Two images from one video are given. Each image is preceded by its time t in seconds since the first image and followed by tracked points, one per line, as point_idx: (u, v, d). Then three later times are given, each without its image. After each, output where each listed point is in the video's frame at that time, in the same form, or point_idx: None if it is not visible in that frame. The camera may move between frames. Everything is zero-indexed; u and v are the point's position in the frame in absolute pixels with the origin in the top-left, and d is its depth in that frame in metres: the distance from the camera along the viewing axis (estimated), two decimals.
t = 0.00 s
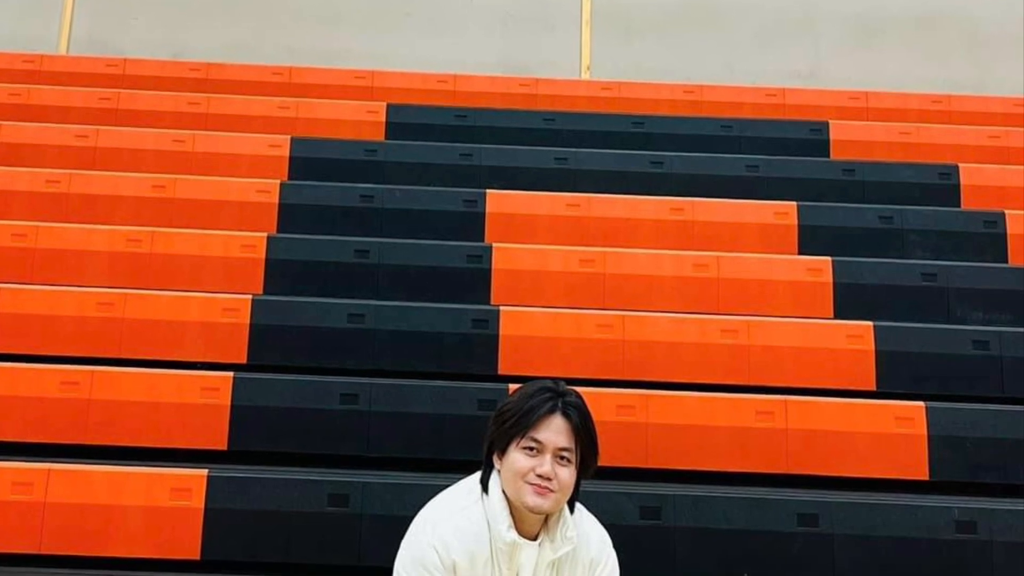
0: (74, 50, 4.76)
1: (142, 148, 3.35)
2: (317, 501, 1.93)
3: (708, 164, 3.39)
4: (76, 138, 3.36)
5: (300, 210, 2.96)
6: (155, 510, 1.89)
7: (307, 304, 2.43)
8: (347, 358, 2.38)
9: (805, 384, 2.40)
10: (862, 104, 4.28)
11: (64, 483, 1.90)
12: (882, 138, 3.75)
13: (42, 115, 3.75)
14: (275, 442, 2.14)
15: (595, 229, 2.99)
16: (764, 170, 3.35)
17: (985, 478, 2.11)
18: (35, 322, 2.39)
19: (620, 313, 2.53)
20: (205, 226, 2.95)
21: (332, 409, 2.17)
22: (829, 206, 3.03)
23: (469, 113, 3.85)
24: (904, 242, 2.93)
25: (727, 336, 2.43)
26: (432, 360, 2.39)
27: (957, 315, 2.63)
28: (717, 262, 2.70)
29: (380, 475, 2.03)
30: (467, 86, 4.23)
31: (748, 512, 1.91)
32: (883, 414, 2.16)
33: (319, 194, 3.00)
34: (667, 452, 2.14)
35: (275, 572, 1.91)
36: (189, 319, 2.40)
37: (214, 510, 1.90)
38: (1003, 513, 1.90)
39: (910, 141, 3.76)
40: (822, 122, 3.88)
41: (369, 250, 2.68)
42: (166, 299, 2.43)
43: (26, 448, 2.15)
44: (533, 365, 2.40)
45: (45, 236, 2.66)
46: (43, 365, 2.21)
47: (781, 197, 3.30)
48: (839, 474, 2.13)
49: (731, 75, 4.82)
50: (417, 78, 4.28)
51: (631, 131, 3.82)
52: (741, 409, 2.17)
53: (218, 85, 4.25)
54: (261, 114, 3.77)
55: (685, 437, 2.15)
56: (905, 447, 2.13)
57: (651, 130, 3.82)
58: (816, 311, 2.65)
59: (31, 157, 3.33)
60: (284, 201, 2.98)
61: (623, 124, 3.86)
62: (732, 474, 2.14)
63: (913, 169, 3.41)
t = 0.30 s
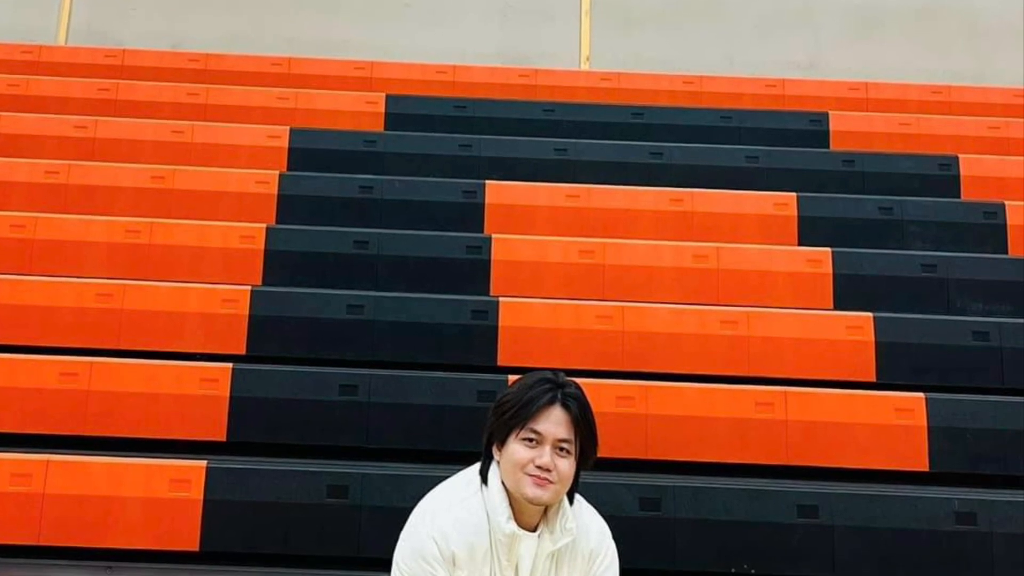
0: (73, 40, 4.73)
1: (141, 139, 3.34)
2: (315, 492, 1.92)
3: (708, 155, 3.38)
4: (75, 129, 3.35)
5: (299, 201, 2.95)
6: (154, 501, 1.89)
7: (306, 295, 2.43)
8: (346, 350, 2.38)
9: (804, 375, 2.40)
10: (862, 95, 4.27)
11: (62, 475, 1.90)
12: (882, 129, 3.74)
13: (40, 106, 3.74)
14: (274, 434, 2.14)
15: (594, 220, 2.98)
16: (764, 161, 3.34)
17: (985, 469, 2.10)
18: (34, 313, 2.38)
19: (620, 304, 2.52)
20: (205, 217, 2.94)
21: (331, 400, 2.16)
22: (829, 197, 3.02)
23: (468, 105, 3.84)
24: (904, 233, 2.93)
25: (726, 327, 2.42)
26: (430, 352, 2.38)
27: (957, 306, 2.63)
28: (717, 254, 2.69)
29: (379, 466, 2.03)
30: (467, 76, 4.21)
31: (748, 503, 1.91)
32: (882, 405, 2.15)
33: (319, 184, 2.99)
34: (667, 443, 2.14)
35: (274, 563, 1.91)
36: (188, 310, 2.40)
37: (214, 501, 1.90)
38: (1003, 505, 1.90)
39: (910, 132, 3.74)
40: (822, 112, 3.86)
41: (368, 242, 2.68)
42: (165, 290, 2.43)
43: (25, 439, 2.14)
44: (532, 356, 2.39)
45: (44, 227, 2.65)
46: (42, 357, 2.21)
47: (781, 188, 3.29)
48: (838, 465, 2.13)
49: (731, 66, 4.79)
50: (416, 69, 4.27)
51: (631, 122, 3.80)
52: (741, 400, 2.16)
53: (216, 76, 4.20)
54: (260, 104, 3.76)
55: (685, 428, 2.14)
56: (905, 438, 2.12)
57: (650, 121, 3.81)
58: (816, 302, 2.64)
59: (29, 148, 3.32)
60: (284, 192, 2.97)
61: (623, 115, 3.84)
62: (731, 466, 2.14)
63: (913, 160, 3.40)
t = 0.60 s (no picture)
0: (72, 31, 4.71)
1: (140, 129, 3.32)
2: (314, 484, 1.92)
3: (708, 146, 3.37)
4: (73, 120, 3.34)
5: (298, 192, 2.94)
6: (153, 492, 1.88)
7: (305, 286, 2.42)
8: (345, 341, 2.37)
9: (803, 366, 2.40)
10: (861, 86, 4.26)
11: (61, 466, 1.90)
12: (882, 120, 3.73)
13: (39, 97, 3.72)
14: (273, 425, 2.14)
15: (593, 211, 2.98)
16: (763, 152, 3.33)
17: (984, 460, 2.10)
18: (33, 304, 2.37)
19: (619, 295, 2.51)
20: (204, 208, 2.93)
21: (330, 391, 2.16)
22: (829, 188, 3.02)
23: (467, 96, 3.82)
24: (904, 224, 2.92)
25: (726, 319, 2.42)
26: (430, 343, 2.38)
27: (957, 297, 2.62)
28: (716, 245, 2.68)
29: (378, 457, 2.03)
30: (466, 67, 4.19)
31: (747, 495, 1.91)
32: (882, 397, 2.15)
33: (317, 175, 2.98)
34: (667, 434, 2.14)
35: (274, 555, 1.91)
36: (187, 301, 2.39)
37: (212, 493, 1.89)
38: (1003, 496, 1.89)
39: (910, 123, 3.73)
40: (822, 103, 3.85)
41: (367, 233, 2.67)
42: (164, 281, 2.42)
43: (24, 430, 2.14)
44: (532, 347, 2.39)
45: (42, 218, 2.64)
46: (40, 348, 2.20)
47: (782, 179, 3.28)
48: (838, 456, 2.13)
49: (731, 57, 4.77)
50: (415, 60, 4.25)
51: (630, 112, 3.79)
52: (740, 391, 2.16)
53: (215, 66, 4.17)
54: (259, 95, 3.74)
55: (684, 419, 2.14)
56: (905, 429, 2.12)
57: (649, 111, 3.80)
58: (816, 293, 2.64)
59: (28, 139, 3.31)
60: (283, 182, 2.96)
61: (622, 105, 3.83)
62: (730, 457, 2.14)
63: (912, 151, 3.39)
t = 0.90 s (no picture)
0: (71, 22, 4.69)
1: (138, 120, 3.31)
2: (313, 475, 1.92)
3: (707, 137, 3.36)
4: (72, 110, 3.32)
5: (296, 183, 2.93)
6: (152, 484, 1.88)
7: (305, 277, 2.42)
8: (344, 332, 2.37)
9: (803, 357, 2.39)
10: (861, 77, 4.24)
11: (60, 457, 1.89)
12: (882, 111, 3.71)
13: (38, 88, 3.71)
14: (272, 416, 2.13)
15: (592, 202, 2.97)
16: (763, 143, 3.32)
17: (984, 452, 2.10)
18: (31, 295, 2.36)
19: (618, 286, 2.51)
20: (203, 198, 2.92)
21: (329, 382, 2.15)
22: (829, 179, 3.01)
23: (466, 87, 3.80)
24: (904, 215, 2.91)
25: (725, 310, 2.41)
26: (429, 334, 2.37)
27: (956, 288, 2.62)
28: (716, 236, 2.68)
29: (378, 449, 2.03)
30: (465, 58, 4.18)
31: (746, 486, 1.91)
32: (882, 388, 2.15)
33: (316, 166, 2.97)
34: (666, 425, 2.13)
35: (273, 546, 1.91)
36: (186, 293, 2.38)
37: (211, 484, 1.89)
38: (1003, 487, 1.90)
39: (909, 114, 3.72)
40: (822, 94, 3.84)
41: (366, 224, 2.66)
42: (163, 272, 2.41)
43: (23, 421, 2.14)
44: (531, 338, 2.38)
45: (41, 209, 2.63)
46: (39, 339, 2.20)
47: (781, 170, 3.27)
48: (838, 447, 2.13)
49: (731, 48, 4.75)
50: (414, 51, 4.23)
51: (630, 103, 3.77)
52: (740, 382, 2.16)
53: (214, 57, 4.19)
54: (258, 85, 3.72)
55: (684, 410, 2.14)
56: (905, 420, 2.12)
57: (649, 102, 3.78)
58: (816, 284, 2.63)
59: (27, 130, 3.29)
60: (281, 173, 2.95)
61: (622, 96, 3.81)
62: (730, 448, 2.13)
63: (912, 142, 3.38)
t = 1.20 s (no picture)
0: (69, 13, 4.66)
1: (137, 111, 3.29)
2: (312, 466, 1.91)
3: (707, 128, 3.35)
4: (71, 101, 3.30)
5: (295, 174, 2.92)
6: (151, 475, 1.88)
7: (304, 268, 2.41)
8: (343, 324, 2.36)
9: (803, 349, 2.39)
10: (861, 68, 4.23)
11: (59, 449, 1.89)
12: (882, 101, 3.70)
13: (37, 79, 3.69)
14: (271, 407, 2.13)
15: (592, 193, 2.96)
16: (763, 134, 3.31)
17: (983, 443, 2.10)
18: (30, 286, 2.36)
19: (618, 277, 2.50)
20: (202, 189, 2.91)
21: (328, 373, 2.15)
22: (828, 170, 3.00)
23: (465, 78, 3.79)
24: (904, 206, 2.90)
25: (725, 301, 2.41)
26: (428, 325, 2.37)
27: (956, 280, 2.61)
28: (715, 227, 2.67)
29: (377, 440, 2.02)
30: (464, 48, 4.16)
31: (746, 477, 1.90)
32: (882, 379, 2.15)
33: (315, 157, 2.96)
34: (666, 416, 2.13)
35: (272, 538, 1.90)
36: (185, 284, 2.37)
37: (210, 475, 1.89)
38: (1003, 479, 1.89)
39: (909, 104, 3.71)
40: (822, 85, 3.82)
41: (365, 215, 2.65)
42: (162, 263, 2.40)
43: (22, 413, 2.13)
44: (530, 329, 2.38)
45: (40, 200, 2.62)
46: (38, 330, 2.19)
47: (781, 161, 3.26)
48: (838, 439, 2.12)
49: (731, 38, 4.73)
50: (413, 41, 4.21)
51: (629, 94, 3.76)
52: (740, 373, 2.16)
53: (213, 48, 4.17)
54: (257, 75, 3.70)
55: (684, 401, 2.14)
56: (904, 412, 2.12)
57: (648, 92, 3.77)
58: (816, 275, 2.62)
59: (25, 121, 3.28)
60: (280, 164, 2.93)
61: (621, 87, 3.80)
62: (729, 439, 2.13)
63: (912, 133, 3.37)
